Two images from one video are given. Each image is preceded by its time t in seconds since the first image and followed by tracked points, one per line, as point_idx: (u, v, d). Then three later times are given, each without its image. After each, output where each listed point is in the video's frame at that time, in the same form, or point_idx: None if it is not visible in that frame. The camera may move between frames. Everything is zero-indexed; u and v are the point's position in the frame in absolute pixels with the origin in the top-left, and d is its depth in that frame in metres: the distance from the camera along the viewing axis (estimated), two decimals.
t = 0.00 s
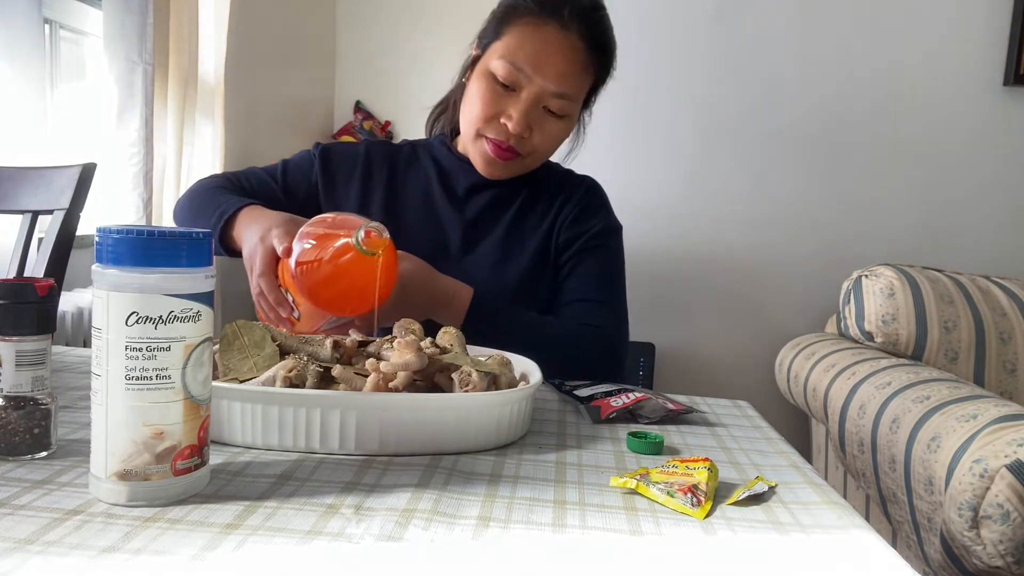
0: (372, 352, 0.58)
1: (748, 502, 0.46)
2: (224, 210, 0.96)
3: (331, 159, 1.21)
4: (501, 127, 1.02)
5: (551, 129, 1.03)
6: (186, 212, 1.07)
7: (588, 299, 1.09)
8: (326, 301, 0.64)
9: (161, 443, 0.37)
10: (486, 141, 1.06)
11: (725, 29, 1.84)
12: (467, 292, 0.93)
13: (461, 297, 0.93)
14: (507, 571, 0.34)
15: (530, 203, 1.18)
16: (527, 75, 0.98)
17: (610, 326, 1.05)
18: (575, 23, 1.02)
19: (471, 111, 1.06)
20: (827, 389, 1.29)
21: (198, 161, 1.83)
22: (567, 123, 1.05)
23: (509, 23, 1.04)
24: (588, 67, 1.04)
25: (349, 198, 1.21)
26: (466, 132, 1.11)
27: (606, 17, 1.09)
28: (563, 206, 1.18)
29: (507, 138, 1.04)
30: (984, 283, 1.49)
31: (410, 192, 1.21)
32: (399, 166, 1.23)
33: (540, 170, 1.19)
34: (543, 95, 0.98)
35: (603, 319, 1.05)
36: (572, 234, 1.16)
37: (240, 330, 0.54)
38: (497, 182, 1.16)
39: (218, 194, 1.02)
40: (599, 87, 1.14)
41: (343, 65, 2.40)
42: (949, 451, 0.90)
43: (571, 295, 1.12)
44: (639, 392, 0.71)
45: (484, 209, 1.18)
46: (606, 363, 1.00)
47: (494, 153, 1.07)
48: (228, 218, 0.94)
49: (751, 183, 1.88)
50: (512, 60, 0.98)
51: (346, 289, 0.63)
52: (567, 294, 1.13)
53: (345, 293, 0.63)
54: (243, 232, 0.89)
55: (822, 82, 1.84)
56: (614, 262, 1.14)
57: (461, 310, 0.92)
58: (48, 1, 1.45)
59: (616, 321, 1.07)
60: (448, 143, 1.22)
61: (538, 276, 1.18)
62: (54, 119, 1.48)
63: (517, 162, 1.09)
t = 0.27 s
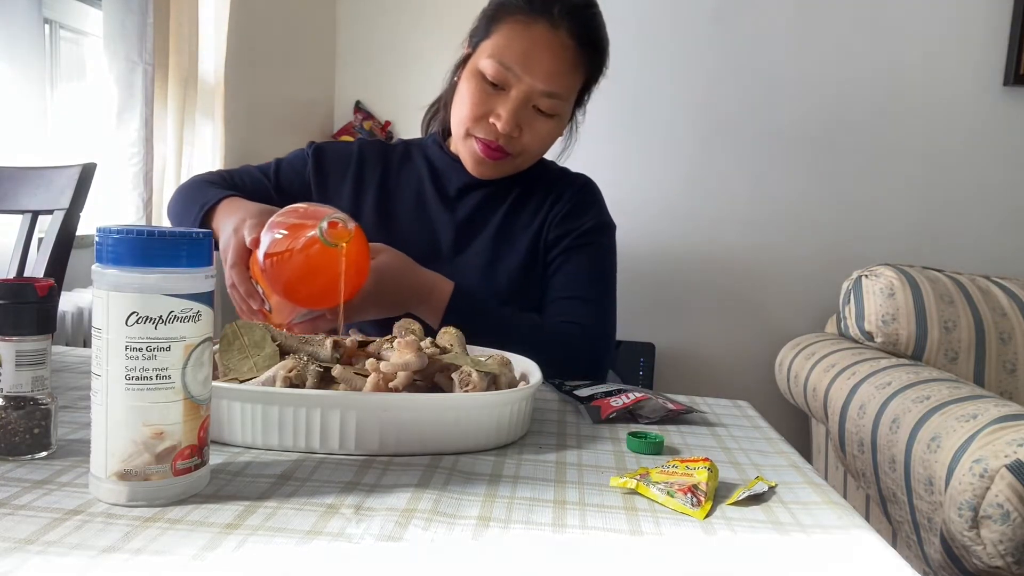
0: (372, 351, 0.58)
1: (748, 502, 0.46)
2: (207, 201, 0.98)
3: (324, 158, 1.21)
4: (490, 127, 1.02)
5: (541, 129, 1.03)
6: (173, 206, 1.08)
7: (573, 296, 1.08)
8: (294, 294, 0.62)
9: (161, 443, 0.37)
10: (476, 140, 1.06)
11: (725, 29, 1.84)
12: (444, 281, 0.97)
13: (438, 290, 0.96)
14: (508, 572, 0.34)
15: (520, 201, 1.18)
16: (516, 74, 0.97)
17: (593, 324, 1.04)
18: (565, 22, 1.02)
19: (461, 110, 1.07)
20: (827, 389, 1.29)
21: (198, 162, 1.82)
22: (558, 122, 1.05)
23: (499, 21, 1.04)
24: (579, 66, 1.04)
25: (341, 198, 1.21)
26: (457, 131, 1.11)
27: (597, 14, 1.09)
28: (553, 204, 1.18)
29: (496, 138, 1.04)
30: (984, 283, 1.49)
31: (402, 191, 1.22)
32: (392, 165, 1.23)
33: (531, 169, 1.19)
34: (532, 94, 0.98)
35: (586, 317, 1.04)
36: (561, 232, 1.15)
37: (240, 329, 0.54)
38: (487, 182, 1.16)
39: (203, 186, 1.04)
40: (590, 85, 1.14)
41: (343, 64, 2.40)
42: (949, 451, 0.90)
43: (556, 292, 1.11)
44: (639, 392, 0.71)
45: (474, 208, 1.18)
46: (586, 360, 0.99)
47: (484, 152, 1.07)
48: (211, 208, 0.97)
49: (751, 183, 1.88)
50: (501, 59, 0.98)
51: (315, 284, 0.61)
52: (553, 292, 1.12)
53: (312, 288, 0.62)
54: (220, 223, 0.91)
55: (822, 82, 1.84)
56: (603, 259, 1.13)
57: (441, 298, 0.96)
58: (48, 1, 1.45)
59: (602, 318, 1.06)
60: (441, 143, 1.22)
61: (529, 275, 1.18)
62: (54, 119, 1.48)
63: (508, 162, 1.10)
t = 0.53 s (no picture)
0: (372, 351, 0.58)
1: (748, 502, 0.46)
2: (190, 198, 0.98)
3: (317, 158, 1.22)
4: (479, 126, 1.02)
5: (530, 128, 1.03)
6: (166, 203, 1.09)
7: (557, 295, 1.07)
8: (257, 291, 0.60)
9: (161, 443, 0.37)
10: (465, 139, 1.07)
11: (725, 29, 1.84)
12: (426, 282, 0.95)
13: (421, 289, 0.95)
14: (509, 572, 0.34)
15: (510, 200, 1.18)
16: (503, 73, 0.97)
17: (577, 325, 1.02)
18: (555, 20, 1.02)
19: (450, 109, 1.07)
20: (827, 389, 1.29)
21: (198, 162, 1.82)
22: (547, 121, 1.04)
23: (486, 20, 1.04)
24: (569, 64, 1.04)
25: (335, 197, 1.22)
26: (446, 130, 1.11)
27: (586, 9, 1.08)
28: (543, 202, 1.17)
29: (485, 137, 1.04)
30: (984, 283, 1.49)
31: (396, 191, 1.22)
32: (385, 166, 1.23)
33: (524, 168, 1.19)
34: (520, 93, 0.98)
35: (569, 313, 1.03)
36: (550, 230, 1.14)
37: (240, 329, 0.53)
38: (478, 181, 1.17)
39: (192, 183, 1.04)
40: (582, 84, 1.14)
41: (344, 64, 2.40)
42: (948, 451, 0.90)
43: (542, 290, 1.10)
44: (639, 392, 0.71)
45: (466, 207, 1.18)
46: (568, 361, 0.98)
47: (473, 151, 1.07)
48: (194, 204, 0.97)
49: (751, 183, 1.88)
50: (488, 58, 0.98)
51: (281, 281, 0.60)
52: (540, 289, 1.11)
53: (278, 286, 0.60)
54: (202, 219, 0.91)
55: (822, 82, 1.84)
56: (592, 257, 1.11)
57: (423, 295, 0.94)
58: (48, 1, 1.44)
59: (588, 314, 1.05)
60: (434, 142, 1.21)
61: (520, 274, 1.17)
62: (54, 120, 1.48)
63: (498, 161, 1.10)
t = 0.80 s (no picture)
0: (372, 352, 0.58)
1: (748, 502, 0.46)
2: (181, 201, 0.99)
3: (313, 159, 1.22)
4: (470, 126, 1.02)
5: (522, 127, 1.04)
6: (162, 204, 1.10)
7: (548, 295, 1.07)
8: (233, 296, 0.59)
9: (161, 443, 0.37)
10: (457, 139, 1.07)
11: (725, 29, 1.84)
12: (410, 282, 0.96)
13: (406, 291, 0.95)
14: (510, 572, 0.34)
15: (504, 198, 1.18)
16: (494, 73, 0.97)
17: (566, 325, 1.03)
18: (546, 18, 1.01)
19: (441, 109, 1.07)
20: (827, 389, 1.30)
21: (198, 162, 1.82)
22: (540, 120, 1.05)
23: (476, 19, 1.04)
24: (561, 62, 1.04)
25: (330, 198, 1.22)
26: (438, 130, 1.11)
27: (579, 6, 1.08)
28: (536, 200, 1.17)
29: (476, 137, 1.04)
30: (984, 283, 1.49)
31: (390, 191, 1.22)
32: (380, 167, 1.23)
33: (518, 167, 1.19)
34: (511, 92, 0.98)
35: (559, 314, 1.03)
36: (543, 229, 1.14)
37: (240, 329, 0.53)
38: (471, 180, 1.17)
39: (187, 186, 1.04)
40: (575, 82, 1.14)
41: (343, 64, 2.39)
42: (948, 451, 0.90)
43: (533, 289, 1.10)
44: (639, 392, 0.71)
45: (461, 206, 1.18)
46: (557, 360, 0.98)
47: (465, 151, 1.08)
48: (184, 208, 0.98)
49: (751, 183, 1.88)
50: (479, 57, 0.98)
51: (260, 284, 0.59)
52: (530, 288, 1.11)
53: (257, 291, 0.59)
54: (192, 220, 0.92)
55: (822, 82, 1.84)
56: (583, 257, 1.11)
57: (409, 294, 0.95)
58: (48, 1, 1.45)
59: (578, 315, 1.05)
60: (428, 142, 1.21)
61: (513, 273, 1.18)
62: (54, 120, 1.48)
63: (490, 160, 1.10)
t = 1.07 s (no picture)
0: (372, 352, 0.58)
1: (748, 502, 0.46)
2: (182, 205, 1.00)
3: (312, 161, 1.23)
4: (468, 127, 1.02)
5: (519, 128, 1.04)
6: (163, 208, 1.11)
7: (545, 293, 1.07)
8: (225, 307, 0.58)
9: (161, 443, 0.37)
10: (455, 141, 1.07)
11: (725, 29, 1.84)
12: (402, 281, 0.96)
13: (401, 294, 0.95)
14: (510, 572, 0.34)
15: (501, 197, 1.18)
16: (491, 75, 0.97)
17: (562, 322, 1.03)
18: (542, 20, 1.01)
19: (439, 111, 1.07)
20: (827, 389, 1.30)
21: (198, 162, 1.82)
22: (537, 121, 1.05)
23: (473, 21, 1.04)
24: (557, 63, 1.03)
25: (329, 199, 1.22)
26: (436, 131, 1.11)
27: (575, 5, 1.08)
28: (534, 198, 1.17)
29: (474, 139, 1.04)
30: (984, 283, 1.49)
31: (389, 191, 1.22)
32: (379, 167, 1.23)
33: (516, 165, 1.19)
34: (508, 94, 0.98)
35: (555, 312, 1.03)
36: (540, 227, 1.14)
37: (240, 329, 0.53)
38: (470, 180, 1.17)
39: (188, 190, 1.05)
40: (572, 82, 1.14)
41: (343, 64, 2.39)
42: (949, 451, 0.90)
43: (530, 287, 1.10)
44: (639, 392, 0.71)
45: (459, 205, 1.18)
46: (552, 358, 0.98)
47: (463, 152, 1.08)
48: (184, 212, 0.98)
49: (751, 183, 1.88)
50: (475, 59, 0.98)
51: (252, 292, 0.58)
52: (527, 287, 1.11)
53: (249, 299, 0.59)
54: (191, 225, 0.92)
55: (822, 82, 1.84)
56: (580, 255, 1.11)
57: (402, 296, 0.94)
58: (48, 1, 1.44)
59: (575, 313, 1.05)
60: (427, 142, 1.21)
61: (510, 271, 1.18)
62: (54, 119, 1.48)
63: (489, 161, 1.10)
